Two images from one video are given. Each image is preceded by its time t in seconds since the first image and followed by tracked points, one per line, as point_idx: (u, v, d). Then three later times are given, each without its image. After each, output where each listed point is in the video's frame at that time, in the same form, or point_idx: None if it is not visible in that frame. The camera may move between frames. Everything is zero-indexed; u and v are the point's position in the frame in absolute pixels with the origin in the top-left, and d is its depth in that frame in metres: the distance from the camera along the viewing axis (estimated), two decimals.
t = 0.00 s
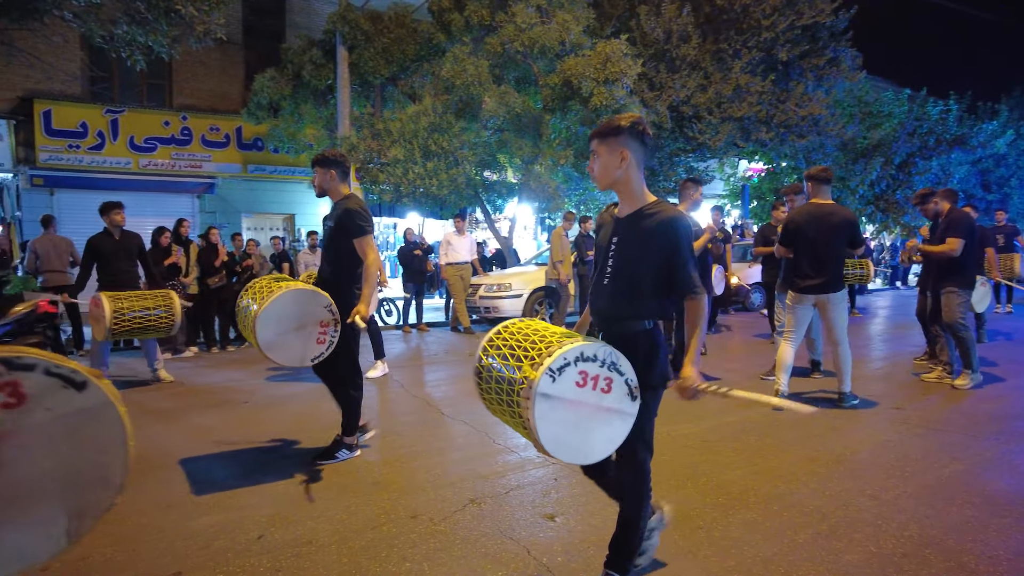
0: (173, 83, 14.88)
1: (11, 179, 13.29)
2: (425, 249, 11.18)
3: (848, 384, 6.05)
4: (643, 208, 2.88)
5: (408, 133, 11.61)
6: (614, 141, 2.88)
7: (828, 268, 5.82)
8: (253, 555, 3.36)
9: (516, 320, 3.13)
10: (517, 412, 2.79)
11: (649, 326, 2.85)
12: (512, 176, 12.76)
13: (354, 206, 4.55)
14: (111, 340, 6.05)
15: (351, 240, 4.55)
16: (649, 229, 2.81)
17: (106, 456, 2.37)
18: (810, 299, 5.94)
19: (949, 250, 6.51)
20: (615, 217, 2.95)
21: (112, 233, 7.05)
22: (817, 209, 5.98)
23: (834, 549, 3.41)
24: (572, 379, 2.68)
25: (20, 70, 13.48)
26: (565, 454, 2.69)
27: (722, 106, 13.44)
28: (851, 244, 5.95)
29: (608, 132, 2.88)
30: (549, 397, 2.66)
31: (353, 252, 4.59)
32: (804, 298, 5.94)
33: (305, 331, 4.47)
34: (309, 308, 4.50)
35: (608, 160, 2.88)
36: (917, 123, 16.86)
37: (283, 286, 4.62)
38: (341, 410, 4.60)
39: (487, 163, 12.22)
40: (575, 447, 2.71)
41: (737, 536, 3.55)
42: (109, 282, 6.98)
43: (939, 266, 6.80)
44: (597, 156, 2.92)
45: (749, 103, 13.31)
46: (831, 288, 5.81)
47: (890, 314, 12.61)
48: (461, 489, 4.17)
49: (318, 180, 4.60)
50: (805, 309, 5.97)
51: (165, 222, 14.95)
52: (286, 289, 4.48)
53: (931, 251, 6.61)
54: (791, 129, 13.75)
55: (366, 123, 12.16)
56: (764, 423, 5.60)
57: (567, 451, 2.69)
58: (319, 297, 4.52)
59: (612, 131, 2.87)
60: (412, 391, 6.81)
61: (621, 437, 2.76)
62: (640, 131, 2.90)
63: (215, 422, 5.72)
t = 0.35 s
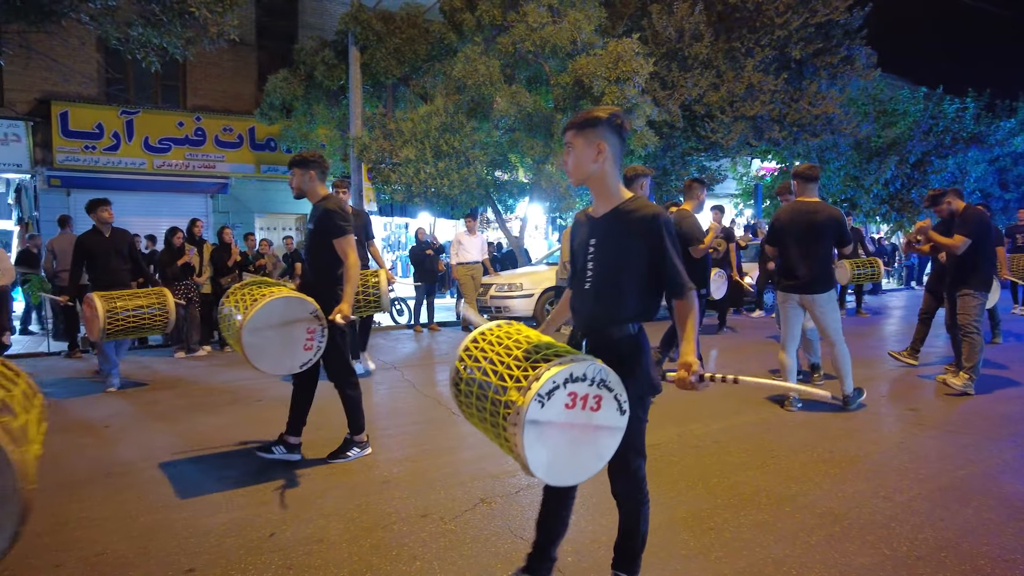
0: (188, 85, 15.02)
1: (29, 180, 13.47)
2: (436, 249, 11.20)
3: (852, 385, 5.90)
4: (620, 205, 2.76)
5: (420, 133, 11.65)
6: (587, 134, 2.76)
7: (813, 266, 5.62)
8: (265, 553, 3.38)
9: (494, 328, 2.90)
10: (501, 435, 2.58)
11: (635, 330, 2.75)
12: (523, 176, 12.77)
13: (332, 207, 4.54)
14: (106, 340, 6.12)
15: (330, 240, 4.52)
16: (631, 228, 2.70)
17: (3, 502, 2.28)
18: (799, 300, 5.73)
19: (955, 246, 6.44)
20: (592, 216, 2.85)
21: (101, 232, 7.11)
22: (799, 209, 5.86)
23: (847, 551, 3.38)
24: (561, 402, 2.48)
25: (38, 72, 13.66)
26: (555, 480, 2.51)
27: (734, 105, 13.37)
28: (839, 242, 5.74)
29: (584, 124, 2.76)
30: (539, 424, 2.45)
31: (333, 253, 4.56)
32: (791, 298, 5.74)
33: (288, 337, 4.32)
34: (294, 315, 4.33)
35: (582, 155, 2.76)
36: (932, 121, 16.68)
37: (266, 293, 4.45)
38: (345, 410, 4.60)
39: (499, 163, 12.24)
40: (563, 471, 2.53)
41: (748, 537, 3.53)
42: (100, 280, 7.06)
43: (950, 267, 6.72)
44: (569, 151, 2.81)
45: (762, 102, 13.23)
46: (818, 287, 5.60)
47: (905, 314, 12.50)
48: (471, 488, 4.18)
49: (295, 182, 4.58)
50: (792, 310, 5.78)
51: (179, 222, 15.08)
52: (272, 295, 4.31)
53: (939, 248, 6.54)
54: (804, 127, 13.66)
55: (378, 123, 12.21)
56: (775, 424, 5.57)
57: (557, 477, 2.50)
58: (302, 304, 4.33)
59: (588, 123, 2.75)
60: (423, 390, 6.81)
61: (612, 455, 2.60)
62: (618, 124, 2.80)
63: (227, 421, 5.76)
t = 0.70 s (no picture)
0: (195, 85, 15.08)
1: (37, 180, 13.55)
2: (442, 249, 11.21)
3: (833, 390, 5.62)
4: (571, 206, 2.57)
5: (426, 133, 11.65)
6: (546, 133, 2.58)
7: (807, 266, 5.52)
8: (271, 552, 3.39)
9: (443, 341, 2.65)
10: (461, 455, 2.34)
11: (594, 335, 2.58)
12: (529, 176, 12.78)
13: (308, 203, 4.50)
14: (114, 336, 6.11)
15: (303, 236, 4.47)
16: (585, 228, 2.51)
17: None
18: (794, 301, 5.64)
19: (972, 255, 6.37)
20: (540, 219, 2.64)
21: (100, 232, 7.19)
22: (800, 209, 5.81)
23: (854, 553, 3.37)
24: (525, 413, 2.26)
25: (47, 73, 13.75)
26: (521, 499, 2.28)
27: (741, 104, 13.33)
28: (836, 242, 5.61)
29: (540, 121, 2.57)
30: (502, 437, 2.22)
31: (307, 250, 4.50)
32: (789, 301, 5.65)
33: (253, 336, 4.27)
34: (257, 312, 4.28)
35: (543, 155, 2.58)
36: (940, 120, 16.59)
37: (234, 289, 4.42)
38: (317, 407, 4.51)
39: (505, 163, 12.25)
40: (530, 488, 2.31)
41: (755, 538, 3.52)
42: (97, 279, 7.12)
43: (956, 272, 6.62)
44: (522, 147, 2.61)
45: (768, 101, 13.19)
46: (813, 289, 5.51)
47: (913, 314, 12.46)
48: (477, 488, 4.19)
49: (270, 182, 4.54)
50: (791, 311, 5.67)
51: (186, 222, 15.14)
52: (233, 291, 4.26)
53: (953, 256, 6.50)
54: (811, 127, 13.61)
55: (384, 123, 12.22)
56: (781, 424, 5.55)
57: (523, 496, 2.28)
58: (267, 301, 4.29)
59: (547, 121, 2.58)
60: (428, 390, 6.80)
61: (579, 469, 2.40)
62: (572, 122, 2.64)
63: (232, 421, 5.77)
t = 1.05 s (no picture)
0: (199, 85, 15.11)
1: (42, 180, 13.59)
2: (445, 249, 11.21)
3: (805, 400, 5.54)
4: (514, 203, 2.54)
5: (429, 132, 11.65)
6: (492, 127, 2.52)
7: (802, 267, 5.48)
8: (273, 551, 3.40)
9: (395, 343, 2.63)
10: (398, 451, 2.29)
11: (551, 331, 2.54)
12: (532, 175, 12.79)
13: (287, 204, 4.44)
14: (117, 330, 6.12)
15: (282, 236, 4.43)
16: (528, 222, 2.49)
17: None
18: (790, 301, 5.58)
19: (964, 249, 6.24)
20: (484, 218, 2.61)
21: (95, 232, 7.19)
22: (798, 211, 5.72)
23: (856, 553, 3.36)
24: (457, 401, 2.20)
25: (52, 74, 13.79)
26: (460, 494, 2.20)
27: (744, 104, 13.31)
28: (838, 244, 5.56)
29: (487, 117, 2.52)
30: (432, 427, 2.16)
31: (286, 249, 4.46)
32: (785, 301, 5.59)
33: (224, 329, 4.28)
34: (231, 306, 4.29)
35: (487, 151, 2.52)
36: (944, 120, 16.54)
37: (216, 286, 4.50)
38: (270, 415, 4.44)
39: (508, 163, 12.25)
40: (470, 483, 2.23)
41: (757, 538, 3.52)
42: (88, 277, 7.09)
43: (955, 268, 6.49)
44: (464, 147, 2.56)
45: (772, 101, 13.17)
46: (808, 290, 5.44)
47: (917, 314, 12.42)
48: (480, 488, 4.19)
49: (248, 184, 4.49)
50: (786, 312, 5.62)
51: (190, 222, 15.16)
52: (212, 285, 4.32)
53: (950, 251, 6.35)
54: (815, 126, 13.57)
55: (388, 123, 12.22)
56: (784, 425, 5.54)
57: (461, 490, 2.20)
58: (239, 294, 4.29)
59: (492, 116, 2.53)
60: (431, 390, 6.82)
61: (525, 461, 2.31)
62: (517, 120, 2.60)
63: (235, 421, 5.78)
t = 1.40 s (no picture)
0: (201, 86, 15.12)
1: (44, 181, 13.60)
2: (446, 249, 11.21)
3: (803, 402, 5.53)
4: (469, 203, 2.46)
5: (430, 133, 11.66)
6: (451, 125, 2.48)
7: (796, 269, 5.43)
8: (272, 550, 3.40)
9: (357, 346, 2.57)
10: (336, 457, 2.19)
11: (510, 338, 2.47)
12: (533, 175, 12.80)
13: (266, 205, 4.29)
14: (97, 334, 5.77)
15: (258, 240, 4.25)
16: (479, 224, 2.40)
17: None
18: (785, 302, 5.55)
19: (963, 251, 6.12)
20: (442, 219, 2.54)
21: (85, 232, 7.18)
22: (793, 209, 5.63)
23: (856, 553, 3.36)
24: (390, 405, 2.10)
25: (54, 74, 13.79)
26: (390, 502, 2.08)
27: (745, 104, 13.31)
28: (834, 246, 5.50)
29: (447, 114, 2.48)
30: (361, 432, 2.06)
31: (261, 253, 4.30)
32: (780, 303, 5.57)
33: (194, 338, 4.19)
34: (201, 313, 4.18)
35: (444, 148, 2.47)
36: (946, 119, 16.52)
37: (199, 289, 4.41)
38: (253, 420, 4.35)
39: (509, 163, 12.25)
40: (402, 493, 2.12)
41: (756, 537, 3.52)
42: (75, 276, 7.03)
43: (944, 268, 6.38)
44: (421, 145, 2.51)
45: (773, 101, 13.16)
46: (806, 289, 5.38)
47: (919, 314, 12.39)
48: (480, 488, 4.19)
49: (230, 182, 4.34)
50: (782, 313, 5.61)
51: (191, 222, 15.17)
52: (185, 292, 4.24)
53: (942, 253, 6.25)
54: (816, 126, 13.56)
55: (389, 124, 12.22)
56: (785, 425, 5.53)
57: (391, 499, 2.08)
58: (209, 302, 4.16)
59: (453, 114, 2.48)
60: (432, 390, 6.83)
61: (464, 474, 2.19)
62: (480, 121, 2.55)
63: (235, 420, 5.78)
